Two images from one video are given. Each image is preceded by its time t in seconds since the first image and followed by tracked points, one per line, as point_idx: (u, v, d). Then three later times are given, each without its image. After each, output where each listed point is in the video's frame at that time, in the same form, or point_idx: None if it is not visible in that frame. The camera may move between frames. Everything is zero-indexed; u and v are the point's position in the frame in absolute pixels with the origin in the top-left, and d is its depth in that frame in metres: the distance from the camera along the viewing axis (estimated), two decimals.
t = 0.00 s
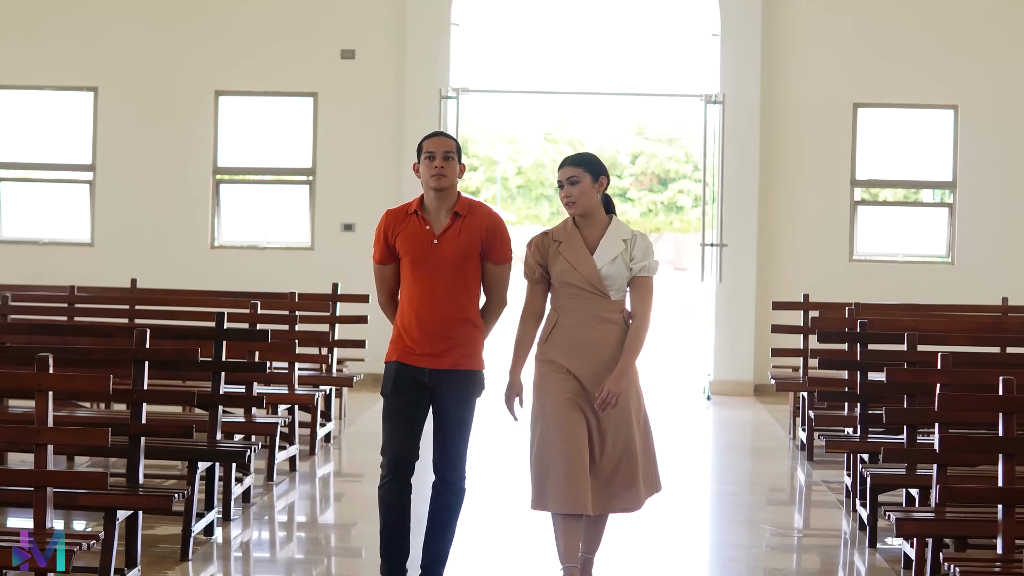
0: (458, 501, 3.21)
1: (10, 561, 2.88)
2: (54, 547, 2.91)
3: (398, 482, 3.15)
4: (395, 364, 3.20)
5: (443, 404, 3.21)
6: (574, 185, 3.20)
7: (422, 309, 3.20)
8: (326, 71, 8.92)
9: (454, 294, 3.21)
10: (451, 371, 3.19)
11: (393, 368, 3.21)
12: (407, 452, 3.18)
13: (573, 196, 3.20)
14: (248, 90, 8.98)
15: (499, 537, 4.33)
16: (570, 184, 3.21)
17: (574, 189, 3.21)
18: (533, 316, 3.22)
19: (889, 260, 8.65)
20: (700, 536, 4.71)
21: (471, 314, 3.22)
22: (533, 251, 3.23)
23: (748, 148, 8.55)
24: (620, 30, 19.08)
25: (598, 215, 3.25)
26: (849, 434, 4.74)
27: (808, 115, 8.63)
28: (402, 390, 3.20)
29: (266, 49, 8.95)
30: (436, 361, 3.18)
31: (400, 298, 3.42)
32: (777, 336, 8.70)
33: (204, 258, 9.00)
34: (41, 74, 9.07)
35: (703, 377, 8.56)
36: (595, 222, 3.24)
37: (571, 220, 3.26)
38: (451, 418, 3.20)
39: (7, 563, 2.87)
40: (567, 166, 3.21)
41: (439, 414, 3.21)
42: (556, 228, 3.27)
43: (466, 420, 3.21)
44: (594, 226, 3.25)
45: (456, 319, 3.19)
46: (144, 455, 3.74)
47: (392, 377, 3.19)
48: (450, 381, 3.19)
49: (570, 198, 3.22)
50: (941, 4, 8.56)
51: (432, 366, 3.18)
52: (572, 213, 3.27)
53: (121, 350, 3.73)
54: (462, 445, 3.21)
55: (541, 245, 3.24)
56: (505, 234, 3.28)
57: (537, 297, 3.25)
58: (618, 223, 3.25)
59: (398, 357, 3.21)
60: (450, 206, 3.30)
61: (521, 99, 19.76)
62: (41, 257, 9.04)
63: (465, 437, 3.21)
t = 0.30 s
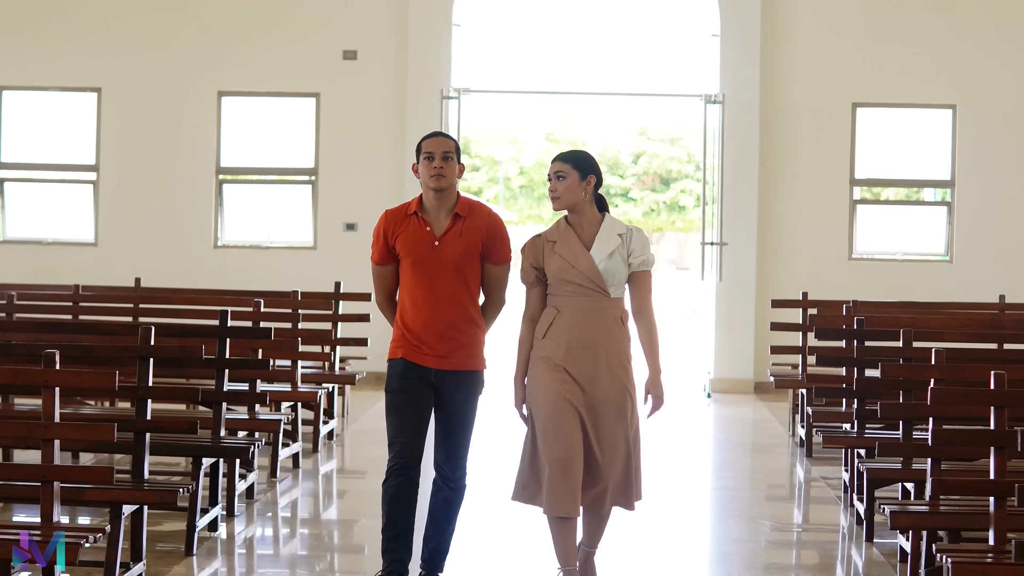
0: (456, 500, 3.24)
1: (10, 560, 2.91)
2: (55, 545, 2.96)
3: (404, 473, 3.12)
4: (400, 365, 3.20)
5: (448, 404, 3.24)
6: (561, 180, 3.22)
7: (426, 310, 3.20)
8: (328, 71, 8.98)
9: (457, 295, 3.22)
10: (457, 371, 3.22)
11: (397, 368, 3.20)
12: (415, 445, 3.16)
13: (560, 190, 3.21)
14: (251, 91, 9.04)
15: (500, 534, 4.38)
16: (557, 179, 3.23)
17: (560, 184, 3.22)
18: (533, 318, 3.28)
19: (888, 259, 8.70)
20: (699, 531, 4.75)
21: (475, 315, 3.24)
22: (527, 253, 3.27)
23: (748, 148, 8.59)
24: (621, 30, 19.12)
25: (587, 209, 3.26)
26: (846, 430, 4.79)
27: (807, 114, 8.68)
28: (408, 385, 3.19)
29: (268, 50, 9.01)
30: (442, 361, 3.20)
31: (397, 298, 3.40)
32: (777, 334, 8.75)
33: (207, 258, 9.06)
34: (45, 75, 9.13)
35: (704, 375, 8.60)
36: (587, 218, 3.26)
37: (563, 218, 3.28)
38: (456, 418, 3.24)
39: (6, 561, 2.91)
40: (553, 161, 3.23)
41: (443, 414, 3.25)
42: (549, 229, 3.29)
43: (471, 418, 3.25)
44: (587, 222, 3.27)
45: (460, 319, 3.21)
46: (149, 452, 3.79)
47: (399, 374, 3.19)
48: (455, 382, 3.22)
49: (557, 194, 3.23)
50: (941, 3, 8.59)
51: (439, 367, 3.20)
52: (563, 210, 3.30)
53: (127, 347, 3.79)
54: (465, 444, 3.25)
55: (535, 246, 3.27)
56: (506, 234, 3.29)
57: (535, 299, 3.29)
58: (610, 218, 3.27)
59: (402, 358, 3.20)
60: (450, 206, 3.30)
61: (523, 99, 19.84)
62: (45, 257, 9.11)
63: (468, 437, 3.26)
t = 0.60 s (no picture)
0: (462, 497, 3.30)
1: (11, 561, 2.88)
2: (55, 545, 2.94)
3: (417, 491, 3.11)
4: (408, 375, 3.15)
5: (455, 412, 3.21)
6: (566, 175, 3.23)
7: (432, 314, 3.16)
8: (334, 71, 9.03)
9: (461, 299, 3.20)
10: (464, 374, 3.19)
11: (405, 380, 3.16)
12: (424, 460, 3.15)
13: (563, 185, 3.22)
14: (257, 91, 9.10)
15: (504, 530, 4.43)
16: (562, 174, 3.23)
17: (564, 179, 3.23)
18: (529, 312, 3.21)
19: (892, 259, 8.73)
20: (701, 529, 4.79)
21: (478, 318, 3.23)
22: (530, 246, 3.26)
23: (751, 148, 8.63)
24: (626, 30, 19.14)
25: (589, 205, 3.28)
26: (848, 428, 4.83)
27: (811, 114, 8.71)
28: (415, 400, 3.16)
29: (275, 50, 9.07)
30: (450, 368, 3.17)
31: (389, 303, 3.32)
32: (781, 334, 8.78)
33: (213, 257, 9.12)
34: (53, 75, 9.20)
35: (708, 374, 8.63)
36: (591, 213, 3.28)
37: (567, 213, 3.28)
38: (463, 425, 3.22)
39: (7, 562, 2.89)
40: (558, 156, 3.23)
41: (450, 421, 3.22)
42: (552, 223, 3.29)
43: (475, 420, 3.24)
44: (590, 217, 3.28)
45: (464, 324, 3.19)
46: (157, 448, 3.85)
47: (407, 388, 3.15)
48: (463, 389, 3.20)
49: (561, 188, 3.24)
50: (944, 3, 8.62)
51: (446, 374, 3.16)
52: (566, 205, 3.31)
53: (136, 345, 3.84)
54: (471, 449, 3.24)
55: (538, 240, 3.26)
56: (503, 236, 3.29)
57: (531, 291, 3.22)
58: (613, 214, 3.30)
59: (409, 368, 3.16)
60: (448, 208, 3.26)
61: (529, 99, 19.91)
62: (53, 256, 9.18)
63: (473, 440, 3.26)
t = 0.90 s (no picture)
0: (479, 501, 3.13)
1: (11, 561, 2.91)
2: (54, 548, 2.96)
3: (417, 492, 3.05)
4: (402, 379, 3.05)
5: (457, 412, 3.08)
6: (582, 181, 3.15)
7: (429, 317, 3.04)
8: (345, 74, 9.11)
9: (459, 302, 3.07)
10: (462, 379, 3.06)
11: (400, 382, 3.06)
12: (425, 459, 3.08)
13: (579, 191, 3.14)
14: (269, 94, 9.18)
15: (513, 531, 4.47)
16: (578, 180, 3.16)
17: (580, 186, 3.15)
18: (546, 320, 3.15)
19: (900, 261, 8.75)
20: (708, 529, 4.82)
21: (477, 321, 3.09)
22: (541, 254, 3.16)
23: (759, 151, 8.67)
24: (637, 32, 19.15)
25: (605, 213, 3.19)
26: (854, 428, 4.88)
27: (819, 117, 8.74)
28: (413, 402, 3.07)
29: (286, 53, 9.15)
30: (446, 371, 3.05)
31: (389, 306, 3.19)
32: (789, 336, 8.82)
33: (225, 258, 9.20)
34: (67, 78, 9.30)
35: (716, 375, 8.68)
36: (605, 221, 3.18)
37: (581, 221, 3.19)
38: (467, 426, 3.08)
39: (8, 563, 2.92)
40: (575, 162, 3.16)
41: (455, 422, 3.09)
42: (564, 230, 3.20)
43: (484, 424, 3.09)
44: (604, 225, 3.19)
45: (462, 327, 3.06)
46: (171, 448, 3.91)
47: (403, 391, 3.05)
48: (460, 389, 3.06)
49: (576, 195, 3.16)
50: (956, 9, 8.64)
51: (442, 377, 3.05)
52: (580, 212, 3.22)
53: (150, 345, 3.91)
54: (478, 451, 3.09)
55: (550, 248, 3.16)
56: (504, 238, 3.15)
57: (547, 301, 3.17)
58: (629, 224, 3.20)
59: (404, 372, 3.05)
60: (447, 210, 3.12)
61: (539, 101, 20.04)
62: (67, 257, 9.28)
63: (483, 443, 3.10)
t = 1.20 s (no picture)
0: (483, 509, 3.03)
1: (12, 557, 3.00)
2: (53, 548, 3.05)
3: (425, 491, 3.10)
4: (400, 377, 3.06)
5: (454, 409, 3.05)
6: (602, 177, 3.07)
7: (426, 315, 3.04)
8: (355, 74, 9.18)
9: (457, 299, 3.05)
10: (459, 378, 3.04)
11: (399, 380, 3.07)
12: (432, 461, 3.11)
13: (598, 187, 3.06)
14: (279, 93, 9.25)
15: (521, 526, 4.52)
16: (598, 176, 3.08)
17: (600, 181, 3.07)
18: (557, 316, 3.08)
19: (908, 258, 8.77)
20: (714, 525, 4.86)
21: (476, 318, 3.07)
22: (559, 247, 3.09)
23: (767, 149, 8.70)
24: (646, 30, 19.18)
25: (625, 209, 3.10)
26: (859, 424, 4.92)
27: (827, 116, 8.77)
28: (412, 401, 3.08)
29: (297, 53, 9.22)
30: (443, 368, 3.03)
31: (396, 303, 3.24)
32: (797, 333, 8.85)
33: (236, 256, 9.28)
34: (79, 78, 9.39)
35: (724, 372, 8.71)
36: (625, 217, 3.09)
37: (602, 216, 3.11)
38: (464, 424, 3.03)
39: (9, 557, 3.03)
40: (597, 157, 3.08)
41: (452, 419, 3.05)
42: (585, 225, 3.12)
43: (481, 422, 3.04)
44: (624, 221, 3.10)
45: (460, 325, 3.04)
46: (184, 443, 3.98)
47: (401, 390, 3.06)
48: (458, 382, 3.04)
49: (596, 190, 3.09)
50: (964, 7, 8.66)
51: (438, 374, 3.03)
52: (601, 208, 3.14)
53: (163, 342, 3.97)
54: (477, 450, 3.03)
55: (567, 242, 3.09)
56: (505, 236, 3.12)
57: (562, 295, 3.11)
58: (649, 222, 3.11)
59: (402, 371, 3.06)
60: (448, 207, 3.12)
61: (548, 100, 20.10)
62: (80, 255, 9.37)
63: (482, 440, 3.04)
